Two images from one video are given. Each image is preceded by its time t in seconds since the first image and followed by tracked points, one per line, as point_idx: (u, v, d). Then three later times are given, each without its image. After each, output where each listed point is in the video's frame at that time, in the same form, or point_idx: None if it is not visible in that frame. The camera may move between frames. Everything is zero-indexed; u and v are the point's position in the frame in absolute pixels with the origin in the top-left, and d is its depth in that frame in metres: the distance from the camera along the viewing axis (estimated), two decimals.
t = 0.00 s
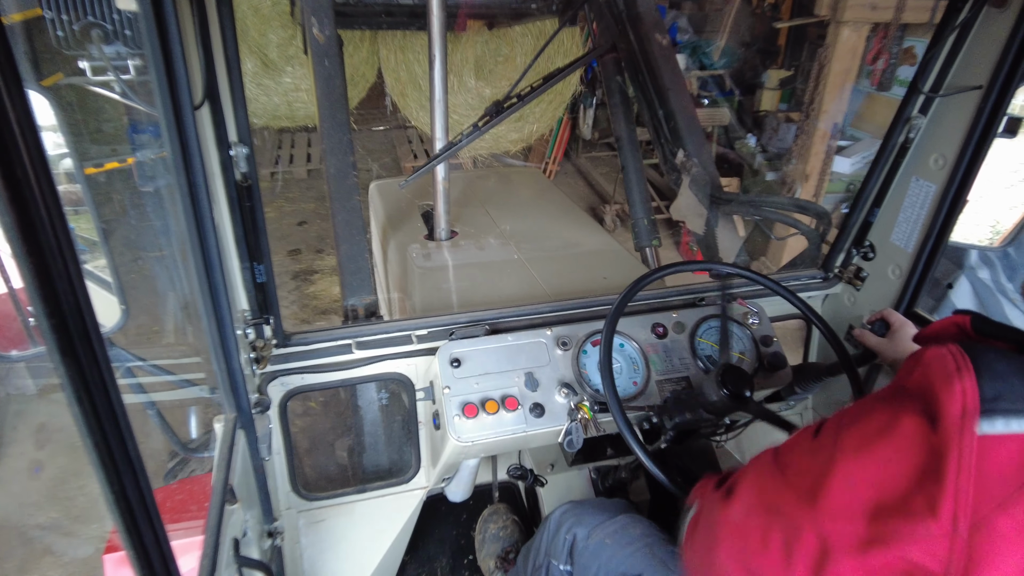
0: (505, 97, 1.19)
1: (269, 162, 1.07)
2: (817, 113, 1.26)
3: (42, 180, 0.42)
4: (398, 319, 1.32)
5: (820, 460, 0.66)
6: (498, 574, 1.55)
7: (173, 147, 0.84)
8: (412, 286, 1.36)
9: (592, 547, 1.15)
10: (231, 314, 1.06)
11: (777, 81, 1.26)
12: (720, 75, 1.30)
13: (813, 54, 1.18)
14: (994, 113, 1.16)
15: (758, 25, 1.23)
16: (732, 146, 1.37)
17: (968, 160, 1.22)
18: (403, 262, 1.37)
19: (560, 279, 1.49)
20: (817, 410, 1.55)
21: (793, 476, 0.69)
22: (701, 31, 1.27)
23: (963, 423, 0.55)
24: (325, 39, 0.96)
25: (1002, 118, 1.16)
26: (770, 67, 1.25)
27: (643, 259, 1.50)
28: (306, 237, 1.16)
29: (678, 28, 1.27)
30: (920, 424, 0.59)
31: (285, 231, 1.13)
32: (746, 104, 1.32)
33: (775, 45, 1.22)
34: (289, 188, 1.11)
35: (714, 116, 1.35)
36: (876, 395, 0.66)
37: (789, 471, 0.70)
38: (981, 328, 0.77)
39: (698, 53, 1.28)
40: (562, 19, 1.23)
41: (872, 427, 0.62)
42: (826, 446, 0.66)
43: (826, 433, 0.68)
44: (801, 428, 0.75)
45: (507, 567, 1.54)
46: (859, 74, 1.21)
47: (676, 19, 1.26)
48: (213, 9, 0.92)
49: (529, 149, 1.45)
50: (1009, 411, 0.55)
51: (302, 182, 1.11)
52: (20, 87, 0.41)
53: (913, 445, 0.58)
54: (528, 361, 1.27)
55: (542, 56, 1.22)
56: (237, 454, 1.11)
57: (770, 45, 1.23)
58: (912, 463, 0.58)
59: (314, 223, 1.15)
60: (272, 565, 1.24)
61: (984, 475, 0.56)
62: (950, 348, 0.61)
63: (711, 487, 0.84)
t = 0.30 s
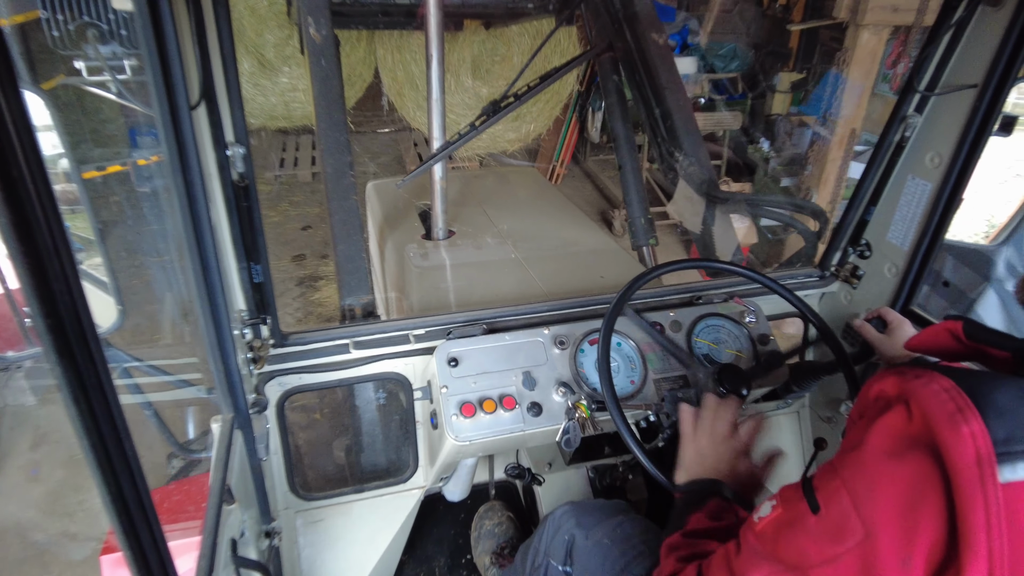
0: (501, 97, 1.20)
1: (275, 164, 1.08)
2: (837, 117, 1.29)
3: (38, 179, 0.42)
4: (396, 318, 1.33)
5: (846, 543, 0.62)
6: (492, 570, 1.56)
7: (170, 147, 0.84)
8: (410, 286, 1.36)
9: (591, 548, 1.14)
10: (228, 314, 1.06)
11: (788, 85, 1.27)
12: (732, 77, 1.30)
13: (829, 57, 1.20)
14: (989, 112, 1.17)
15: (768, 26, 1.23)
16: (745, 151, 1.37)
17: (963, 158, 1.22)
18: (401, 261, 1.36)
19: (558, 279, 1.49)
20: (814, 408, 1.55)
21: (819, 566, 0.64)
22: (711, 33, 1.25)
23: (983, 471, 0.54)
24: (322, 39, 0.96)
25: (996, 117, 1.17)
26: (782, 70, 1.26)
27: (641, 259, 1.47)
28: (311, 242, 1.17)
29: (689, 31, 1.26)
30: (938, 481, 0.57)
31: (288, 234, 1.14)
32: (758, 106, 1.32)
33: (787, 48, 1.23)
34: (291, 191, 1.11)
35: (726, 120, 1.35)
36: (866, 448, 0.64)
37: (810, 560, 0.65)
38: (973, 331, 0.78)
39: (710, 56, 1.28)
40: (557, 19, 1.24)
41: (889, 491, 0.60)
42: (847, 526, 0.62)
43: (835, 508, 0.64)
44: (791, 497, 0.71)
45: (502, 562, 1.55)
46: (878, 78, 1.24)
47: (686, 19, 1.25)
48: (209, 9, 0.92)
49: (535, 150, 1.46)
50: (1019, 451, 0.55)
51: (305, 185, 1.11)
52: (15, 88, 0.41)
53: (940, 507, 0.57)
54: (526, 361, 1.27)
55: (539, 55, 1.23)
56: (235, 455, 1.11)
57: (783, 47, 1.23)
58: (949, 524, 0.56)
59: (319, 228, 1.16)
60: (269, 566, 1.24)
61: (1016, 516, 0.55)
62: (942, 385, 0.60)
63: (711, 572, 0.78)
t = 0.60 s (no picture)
0: (500, 96, 1.19)
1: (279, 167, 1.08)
2: (856, 122, 1.29)
3: (36, 179, 0.42)
4: (396, 318, 1.32)
5: (824, 484, 0.60)
6: (492, 568, 1.58)
7: (168, 145, 0.83)
8: (410, 286, 1.36)
9: (592, 548, 1.15)
10: (228, 315, 1.06)
11: (802, 86, 1.23)
12: (747, 80, 1.27)
13: (846, 57, 1.18)
14: (989, 110, 1.17)
15: (782, 28, 1.24)
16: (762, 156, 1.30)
17: (963, 157, 1.22)
18: (401, 261, 1.36)
19: (557, 277, 1.48)
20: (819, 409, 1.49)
21: (786, 498, 0.61)
22: (725, 35, 1.25)
23: (983, 455, 0.54)
24: (321, 38, 0.96)
25: (996, 114, 1.17)
26: (796, 72, 1.23)
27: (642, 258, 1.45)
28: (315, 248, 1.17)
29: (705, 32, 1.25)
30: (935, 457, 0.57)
31: (295, 240, 1.15)
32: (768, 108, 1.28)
33: (801, 49, 1.21)
34: (297, 195, 1.11)
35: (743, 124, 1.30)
36: (873, 407, 0.61)
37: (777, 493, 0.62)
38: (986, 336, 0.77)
39: (726, 57, 1.26)
40: (556, 17, 1.26)
41: (886, 447, 0.59)
42: (832, 467, 0.60)
43: (821, 448, 0.61)
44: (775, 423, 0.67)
45: (502, 561, 1.57)
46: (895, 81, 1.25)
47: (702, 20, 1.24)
48: (207, 8, 0.92)
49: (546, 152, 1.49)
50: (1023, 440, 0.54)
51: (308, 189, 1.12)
52: (12, 88, 0.40)
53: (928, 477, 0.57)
54: (526, 360, 1.27)
55: (538, 54, 1.23)
56: (235, 455, 1.11)
57: (796, 49, 1.22)
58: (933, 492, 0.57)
59: (324, 233, 1.16)
60: (270, 566, 1.24)
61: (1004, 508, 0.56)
62: (950, 369, 0.59)
63: (661, 479, 0.72)
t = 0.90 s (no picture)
0: (500, 96, 1.18)
1: (284, 171, 1.09)
2: (877, 129, 1.32)
3: (35, 180, 0.42)
4: (395, 318, 1.31)
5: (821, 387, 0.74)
6: (492, 566, 1.57)
7: (167, 144, 0.82)
8: (409, 286, 1.35)
9: (590, 548, 1.14)
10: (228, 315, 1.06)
11: (822, 89, 1.28)
12: (765, 84, 1.30)
13: (864, 60, 1.24)
14: (989, 109, 1.17)
15: (796, 30, 1.28)
16: (774, 158, 1.35)
17: (963, 156, 1.22)
18: (400, 261, 1.36)
19: (557, 277, 1.48)
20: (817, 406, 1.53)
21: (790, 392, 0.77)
22: (739, 37, 1.30)
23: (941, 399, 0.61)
24: (320, 38, 0.96)
25: (996, 114, 1.17)
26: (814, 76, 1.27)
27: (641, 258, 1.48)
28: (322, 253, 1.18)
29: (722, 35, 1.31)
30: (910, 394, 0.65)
31: (300, 246, 1.16)
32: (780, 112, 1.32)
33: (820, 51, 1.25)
34: (302, 200, 1.12)
35: (757, 129, 1.33)
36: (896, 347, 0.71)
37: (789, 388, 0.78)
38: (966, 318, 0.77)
39: (742, 60, 1.30)
40: (556, 17, 1.27)
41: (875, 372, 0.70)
42: (834, 374, 0.73)
43: (839, 362, 0.74)
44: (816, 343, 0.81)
45: (501, 559, 1.57)
46: (905, 85, 1.25)
47: (718, 24, 1.30)
48: (206, 9, 0.92)
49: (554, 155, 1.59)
50: (986, 395, 0.59)
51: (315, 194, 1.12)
52: (11, 88, 0.40)
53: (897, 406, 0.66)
54: (526, 360, 1.27)
55: (538, 53, 1.25)
56: (234, 456, 1.10)
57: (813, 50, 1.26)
58: (894, 414, 0.66)
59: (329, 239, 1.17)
60: (269, 567, 1.24)
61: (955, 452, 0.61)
62: (946, 329, 0.66)
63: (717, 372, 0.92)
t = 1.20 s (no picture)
0: (500, 97, 1.18)
1: (289, 176, 1.13)
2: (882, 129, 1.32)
3: (34, 181, 0.42)
4: (395, 319, 1.32)
5: (798, 474, 0.66)
6: (492, 566, 1.57)
7: (167, 145, 0.82)
8: (409, 286, 1.36)
9: (594, 545, 1.14)
10: (228, 316, 1.05)
11: (835, 94, 1.27)
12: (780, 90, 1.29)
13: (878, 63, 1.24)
14: (988, 109, 1.17)
15: (812, 31, 1.25)
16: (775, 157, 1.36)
17: (962, 155, 1.22)
18: (400, 262, 1.36)
19: (556, 278, 1.48)
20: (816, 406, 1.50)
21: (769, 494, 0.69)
22: (752, 40, 1.27)
23: (945, 427, 0.54)
24: (319, 39, 0.98)
25: (995, 113, 1.17)
26: (830, 80, 1.26)
27: (641, 258, 1.49)
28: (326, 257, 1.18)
29: (736, 36, 1.27)
30: (903, 436, 0.57)
31: (304, 251, 1.17)
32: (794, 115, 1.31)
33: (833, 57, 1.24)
34: (307, 205, 1.13)
35: (775, 135, 1.33)
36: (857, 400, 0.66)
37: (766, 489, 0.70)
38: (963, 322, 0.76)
39: (756, 66, 1.28)
40: (555, 18, 1.29)
41: (852, 426, 0.62)
42: (812, 454, 0.65)
43: (808, 445, 0.67)
44: (779, 438, 0.75)
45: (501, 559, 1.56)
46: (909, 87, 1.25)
47: (731, 25, 1.27)
48: (206, 10, 0.92)
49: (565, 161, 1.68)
50: (988, 416, 0.54)
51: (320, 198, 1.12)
52: (10, 89, 0.40)
53: (892, 453, 0.57)
54: (526, 360, 1.27)
55: (537, 55, 1.30)
56: (234, 456, 1.10)
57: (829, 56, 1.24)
58: (891, 466, 0.57)
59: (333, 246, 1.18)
60: (269, 568, 1.24)
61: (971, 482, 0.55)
62: (928, 353, 0.61)
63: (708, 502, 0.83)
